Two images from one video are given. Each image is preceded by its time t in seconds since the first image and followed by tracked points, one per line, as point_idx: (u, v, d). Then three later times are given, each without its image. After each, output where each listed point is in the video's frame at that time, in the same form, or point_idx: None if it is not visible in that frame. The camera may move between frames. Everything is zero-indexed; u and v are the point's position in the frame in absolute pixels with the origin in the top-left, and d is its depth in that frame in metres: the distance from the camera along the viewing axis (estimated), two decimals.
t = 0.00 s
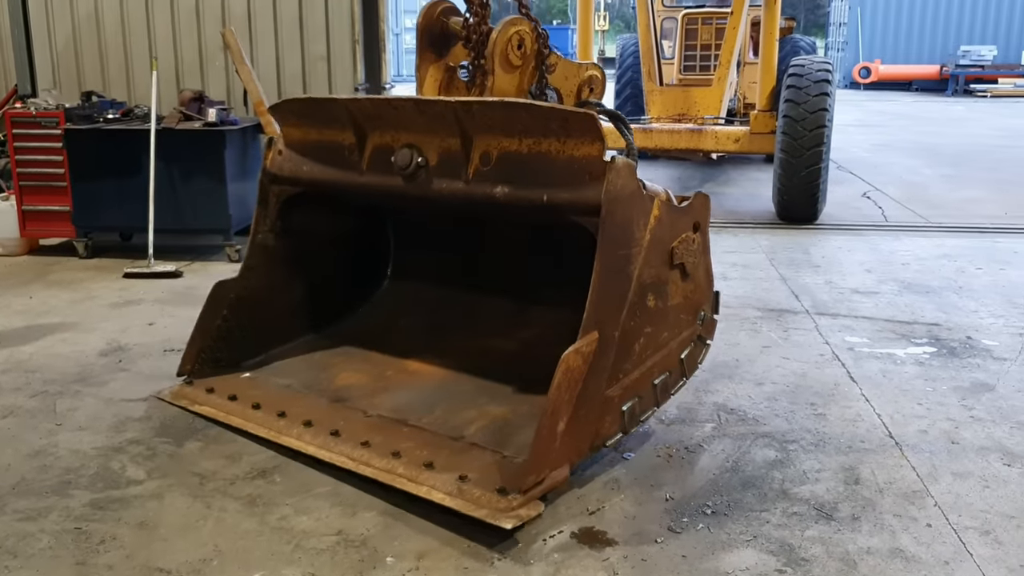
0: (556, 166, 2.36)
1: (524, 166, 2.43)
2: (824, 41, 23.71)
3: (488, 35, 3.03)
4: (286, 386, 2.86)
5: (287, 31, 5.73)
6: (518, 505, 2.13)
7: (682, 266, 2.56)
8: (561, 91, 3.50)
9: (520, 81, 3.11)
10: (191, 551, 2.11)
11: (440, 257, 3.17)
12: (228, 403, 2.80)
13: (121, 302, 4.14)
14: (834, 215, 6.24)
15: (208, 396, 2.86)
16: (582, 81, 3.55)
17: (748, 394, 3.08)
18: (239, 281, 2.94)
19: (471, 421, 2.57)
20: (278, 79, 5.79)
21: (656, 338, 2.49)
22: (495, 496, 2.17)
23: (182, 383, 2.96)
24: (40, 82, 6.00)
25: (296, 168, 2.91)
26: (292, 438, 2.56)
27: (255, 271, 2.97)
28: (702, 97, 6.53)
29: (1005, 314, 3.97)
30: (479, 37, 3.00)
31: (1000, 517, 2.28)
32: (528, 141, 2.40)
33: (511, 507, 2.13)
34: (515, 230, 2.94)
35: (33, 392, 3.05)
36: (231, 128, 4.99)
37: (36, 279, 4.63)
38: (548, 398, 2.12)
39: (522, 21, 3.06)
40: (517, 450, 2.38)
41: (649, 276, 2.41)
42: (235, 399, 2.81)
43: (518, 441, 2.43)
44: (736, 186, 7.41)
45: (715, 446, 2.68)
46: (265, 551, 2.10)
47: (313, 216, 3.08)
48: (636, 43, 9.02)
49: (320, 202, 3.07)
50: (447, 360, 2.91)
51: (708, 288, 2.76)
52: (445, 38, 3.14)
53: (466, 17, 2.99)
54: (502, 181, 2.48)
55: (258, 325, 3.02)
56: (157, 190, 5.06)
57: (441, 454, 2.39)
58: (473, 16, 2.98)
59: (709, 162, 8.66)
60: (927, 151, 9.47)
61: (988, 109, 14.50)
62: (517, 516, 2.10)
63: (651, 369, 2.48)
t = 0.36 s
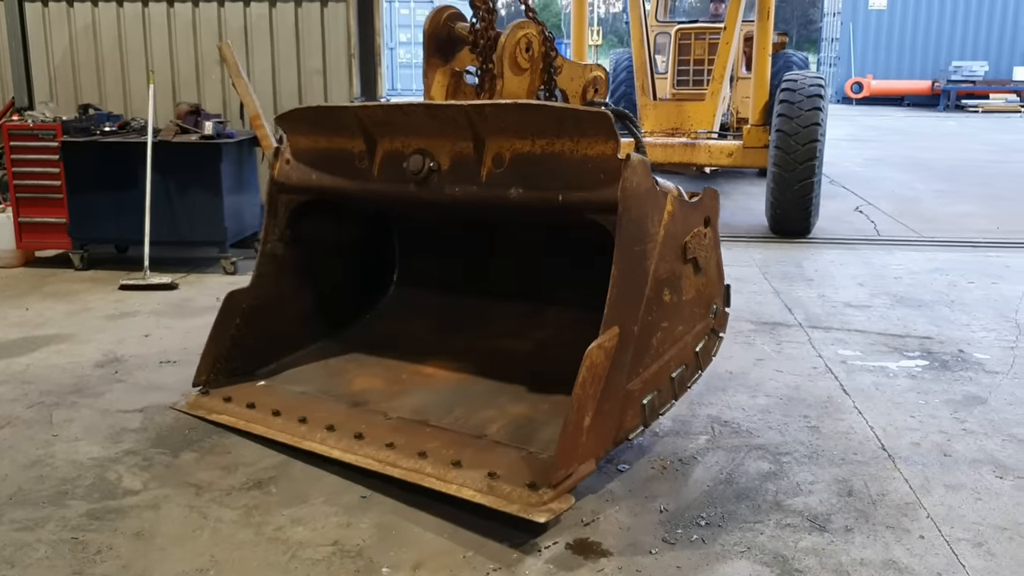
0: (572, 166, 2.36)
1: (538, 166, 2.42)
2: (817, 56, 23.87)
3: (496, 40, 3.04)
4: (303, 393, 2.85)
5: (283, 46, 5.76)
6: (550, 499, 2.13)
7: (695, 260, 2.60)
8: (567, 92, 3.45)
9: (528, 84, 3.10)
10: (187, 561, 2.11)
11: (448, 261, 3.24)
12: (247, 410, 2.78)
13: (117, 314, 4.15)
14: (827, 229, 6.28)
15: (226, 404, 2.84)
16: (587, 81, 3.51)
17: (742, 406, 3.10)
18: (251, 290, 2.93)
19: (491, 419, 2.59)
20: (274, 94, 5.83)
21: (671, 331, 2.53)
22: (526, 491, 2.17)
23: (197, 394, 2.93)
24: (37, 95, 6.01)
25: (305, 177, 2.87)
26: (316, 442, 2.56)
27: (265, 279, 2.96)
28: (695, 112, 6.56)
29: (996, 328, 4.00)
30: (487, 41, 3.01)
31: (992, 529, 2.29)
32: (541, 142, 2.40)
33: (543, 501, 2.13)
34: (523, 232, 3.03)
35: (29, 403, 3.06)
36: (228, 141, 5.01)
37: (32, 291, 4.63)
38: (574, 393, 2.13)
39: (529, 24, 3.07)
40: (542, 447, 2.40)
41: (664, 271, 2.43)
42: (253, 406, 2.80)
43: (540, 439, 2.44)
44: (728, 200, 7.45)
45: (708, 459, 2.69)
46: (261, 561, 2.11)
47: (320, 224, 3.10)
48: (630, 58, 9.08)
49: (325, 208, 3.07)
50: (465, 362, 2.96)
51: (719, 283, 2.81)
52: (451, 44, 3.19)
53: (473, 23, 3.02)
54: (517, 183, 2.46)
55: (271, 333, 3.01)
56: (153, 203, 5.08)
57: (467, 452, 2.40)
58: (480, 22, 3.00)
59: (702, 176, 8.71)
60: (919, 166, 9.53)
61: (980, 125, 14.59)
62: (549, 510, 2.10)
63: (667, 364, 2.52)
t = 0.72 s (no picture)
0: (588, 168, 2.36)
1: (553, 169, 2.41)
2: (811, 73, 23.97)
3: (505, 43, 3.08)
4: (319, 399, 2.84)
5: (279, 58, 5.79)
6: (583, 498, 2.15)
7: (710, 256, 2.62)
8: (576, 92, 3.58)
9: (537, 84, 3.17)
10: (178, 571, 2.11)
11: (456, 262, 3.25)
12: (266, 417, 2.77)
13: (110, 323, 4.15)
14: (820, 244, 6.30)
15: (244, 412, 2.82)
16: (594, 81, 3.65)
17: (734, 420, 3.11)
18: (264, 297, 2.93)
19: (514, 419, 2.61)
20: (270, 105, 5.84)
21: (690, 328, 2.54)
22: (558, 492, 2.19)
23: (213, 402, 2.92)
24: (32, 104, 6.02)
25: (315, 184, 2.85)
26: (341, 448, 2.55)
27: (276, 286, 2.96)
28: (689, 127, 6.57)
29: (987, 344, 4.02)
30: (496, 43, 3.04)
31: (981, 543, 2.31)
32: (557, 144, 2.40)
33: (576, 501, 2.15)
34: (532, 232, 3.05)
35: (21, 411, 3.05)
36: (223, 152, 5.03)
37: (25, 299, 4.63)
38: (602, 393, 2.14)
39: (537, 25, 3.11)
40: (566, 446, 2.41)
41: (681, 268, 2.44)
42: (273, 413, 2.79)
43: (563, 438, 2.46)
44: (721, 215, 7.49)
45: (700, 472, 2.70)
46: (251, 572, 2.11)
47: (329, 229, 3.08)
48: (625, 72, 9.12)
49: (333, 213, 3.05)
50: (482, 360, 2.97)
51: (733, 277, 2.82)
52: (459, 47, 3.12)
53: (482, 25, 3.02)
54: (533, 185, 2.45)
55: (284, 340, 3.00)
56: (148, 213, 5.08)
57: (495, 454, 2.40)
58: (490, 24, 3.01)
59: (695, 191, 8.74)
60: (911, 183, 9.57)
61: (971, 142, 14.66)
62: (584, 510, 2.11)
63: (686, 359, 2.53)
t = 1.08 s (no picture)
0: (597, 157, 2.35)
1: (562, 161, 2.40)
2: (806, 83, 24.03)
3: (508, 37, 3.00)
4: (329, 401, 2.84)
5: (275, 64, 5.80)
6: (606, 484, 2.16)
7: (719, 243, 2.62)
8: (578, 86, 3.58)
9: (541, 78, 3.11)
10: None
11: (460, 263, 3.25)
12: (278, 422, 2.75)
13: (103, 328, 4.14)
14: (814, 254, 6.32)
15: (255, 417, 2.80)
16: (595, 75, 3.64)
17: (727, 428, 3.11)
18: (270, 303, 2.91)
19: (530, 412, 2.63)
20: (266, 112, 5.84)
21: (703, 315, 2.55)
22: (580, 479, 2.20)
23: (222, 410, 2.89)
24: (27, 108, 6.00)
25: (317, 189, 2.84)
26: (357, 448, 2.53)
27: (282, 290, 2.94)
28: (684, 136, 6.57)
29: (980, 354, 4.03)
30: (501, 39, 2.98)
31: (972, 554, 2.31)
32: (564, 135, 2.39)
33: (598, 487, 2.16)
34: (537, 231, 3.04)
35: (12, 416, 3.04)
36: (218, 157, 5.02)
37: (18, 303, 4.62)
38: (620, 379, 2.15)
39: (539, 18, 3.05)
40: (584, 435, 2.44)
41: (694, 254, 2.45)
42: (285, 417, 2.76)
43: (579, 429, 2.48)
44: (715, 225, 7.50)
45: (692, 480, 2.70)
46: None
47: (333, 232, 3.07)
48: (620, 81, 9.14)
49: (337, 217, 3.04)
50: (491, 357, 2.98)
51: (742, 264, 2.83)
52: (461, 44, 3.05)
53: (485, 20, 2.97)
54: (541, 177, 2.44)
55: (292, 345, 2.98)
56: (142, 218, 5.08)
57: (512, 446, 2.41)
58: (493, 19, 2.96)
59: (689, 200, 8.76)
60: (905, 193, 9.59)
61: (965, 153, 14.70)
62: (607, 495, 2.12)
63: (700, 346, 2.54)
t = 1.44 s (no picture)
0: (597, 150, 2.34)
1: (563, 154, 2.39)
2: (801, 91, 24.07)
3: (502, 33, 2.92)
4: (334, 406, 2.83)
5: (272, 72, 5.80)
6: (618, 478, 2.16)
7: (723, 234, 2.63)
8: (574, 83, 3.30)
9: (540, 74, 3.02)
10: None
11: (459, 266, 3.25)
12: (282, 427, 2.73)
13: (99, 335, 4.13)
14: (810, 262, 6.32)
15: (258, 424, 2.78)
16: (592, 71, 3.35)
17: (724, 437, 3.11)
18: (270, 309, 2.90)
19: (537, 410, 2.64)
20: (263, 117, 5.85)
21: (708, 307, 2.56)
22: (592, 473, 2.21)
23: (224, 418, 2.88)
24: (25, 115, 6.00)
25: (314, 192, 2.84)
26: (363, 451, 2.52)
27: (281, 296, 2.92)
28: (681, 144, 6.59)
29: (976, 363, 4.04)
30: (494, 35, 2.89)
31: (969, 563, 2.31)
32: (564, 129, 2.37)
33: (610, 480, 2.16)
34: (538, 230, 3.04)
35: (8, 423, 3.03)
36: (215, 165, 5.02)
37: (14, 310, 4.61)
38: (629, 370, 2.15)
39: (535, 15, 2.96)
40: (593, 431, 2.45)
41: (697, 246, 2.47)
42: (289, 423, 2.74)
43: (587, 426, 2.48)
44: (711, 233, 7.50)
45: (689, 488, 2.70)
46: None
47: (330, 237, 3.06)
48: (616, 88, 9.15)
49: (334, 222, 3.03)
50: (494, 358, 2.97)
51: (745, 254, 2.80)
52: (456, 42, 3.03)
53: (479, 16, 2.88)
54: (542, 171, 2.43)
55: (293, 351, 2.97)
56: (139, 225, 5.07)
57: (521, 444, 2.42)
58: (487, 14, 2.86)
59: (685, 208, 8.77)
60: (900, 202, 9.61)
61: (960, 162, 14.73)
62: (620, 488, 2.13)
63: (706, 338, 2.55)
